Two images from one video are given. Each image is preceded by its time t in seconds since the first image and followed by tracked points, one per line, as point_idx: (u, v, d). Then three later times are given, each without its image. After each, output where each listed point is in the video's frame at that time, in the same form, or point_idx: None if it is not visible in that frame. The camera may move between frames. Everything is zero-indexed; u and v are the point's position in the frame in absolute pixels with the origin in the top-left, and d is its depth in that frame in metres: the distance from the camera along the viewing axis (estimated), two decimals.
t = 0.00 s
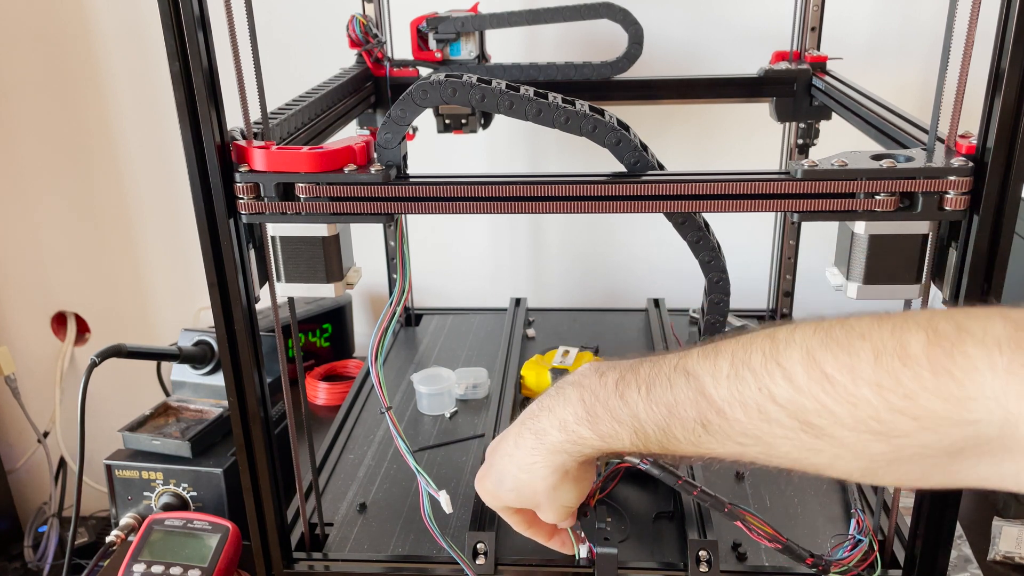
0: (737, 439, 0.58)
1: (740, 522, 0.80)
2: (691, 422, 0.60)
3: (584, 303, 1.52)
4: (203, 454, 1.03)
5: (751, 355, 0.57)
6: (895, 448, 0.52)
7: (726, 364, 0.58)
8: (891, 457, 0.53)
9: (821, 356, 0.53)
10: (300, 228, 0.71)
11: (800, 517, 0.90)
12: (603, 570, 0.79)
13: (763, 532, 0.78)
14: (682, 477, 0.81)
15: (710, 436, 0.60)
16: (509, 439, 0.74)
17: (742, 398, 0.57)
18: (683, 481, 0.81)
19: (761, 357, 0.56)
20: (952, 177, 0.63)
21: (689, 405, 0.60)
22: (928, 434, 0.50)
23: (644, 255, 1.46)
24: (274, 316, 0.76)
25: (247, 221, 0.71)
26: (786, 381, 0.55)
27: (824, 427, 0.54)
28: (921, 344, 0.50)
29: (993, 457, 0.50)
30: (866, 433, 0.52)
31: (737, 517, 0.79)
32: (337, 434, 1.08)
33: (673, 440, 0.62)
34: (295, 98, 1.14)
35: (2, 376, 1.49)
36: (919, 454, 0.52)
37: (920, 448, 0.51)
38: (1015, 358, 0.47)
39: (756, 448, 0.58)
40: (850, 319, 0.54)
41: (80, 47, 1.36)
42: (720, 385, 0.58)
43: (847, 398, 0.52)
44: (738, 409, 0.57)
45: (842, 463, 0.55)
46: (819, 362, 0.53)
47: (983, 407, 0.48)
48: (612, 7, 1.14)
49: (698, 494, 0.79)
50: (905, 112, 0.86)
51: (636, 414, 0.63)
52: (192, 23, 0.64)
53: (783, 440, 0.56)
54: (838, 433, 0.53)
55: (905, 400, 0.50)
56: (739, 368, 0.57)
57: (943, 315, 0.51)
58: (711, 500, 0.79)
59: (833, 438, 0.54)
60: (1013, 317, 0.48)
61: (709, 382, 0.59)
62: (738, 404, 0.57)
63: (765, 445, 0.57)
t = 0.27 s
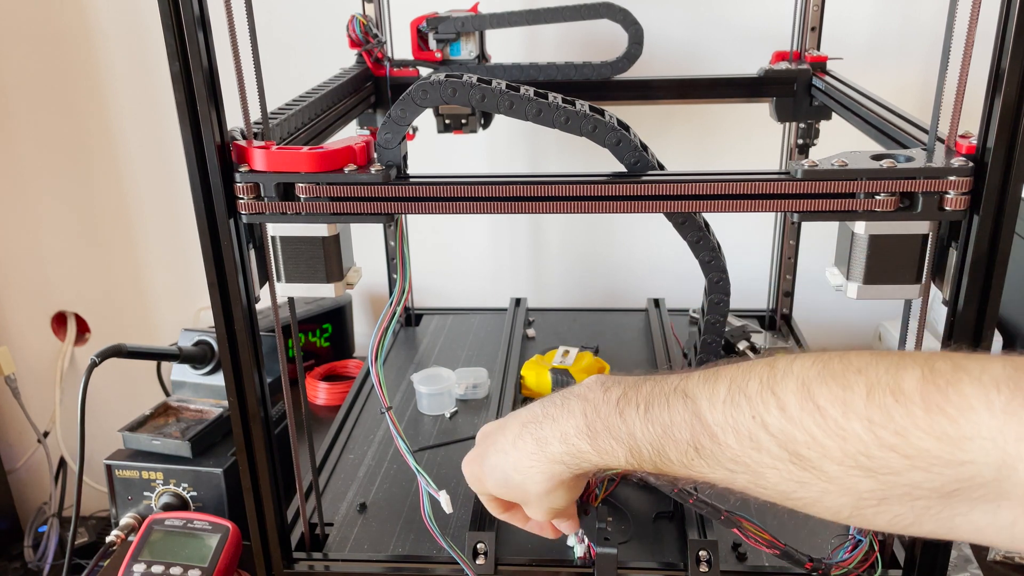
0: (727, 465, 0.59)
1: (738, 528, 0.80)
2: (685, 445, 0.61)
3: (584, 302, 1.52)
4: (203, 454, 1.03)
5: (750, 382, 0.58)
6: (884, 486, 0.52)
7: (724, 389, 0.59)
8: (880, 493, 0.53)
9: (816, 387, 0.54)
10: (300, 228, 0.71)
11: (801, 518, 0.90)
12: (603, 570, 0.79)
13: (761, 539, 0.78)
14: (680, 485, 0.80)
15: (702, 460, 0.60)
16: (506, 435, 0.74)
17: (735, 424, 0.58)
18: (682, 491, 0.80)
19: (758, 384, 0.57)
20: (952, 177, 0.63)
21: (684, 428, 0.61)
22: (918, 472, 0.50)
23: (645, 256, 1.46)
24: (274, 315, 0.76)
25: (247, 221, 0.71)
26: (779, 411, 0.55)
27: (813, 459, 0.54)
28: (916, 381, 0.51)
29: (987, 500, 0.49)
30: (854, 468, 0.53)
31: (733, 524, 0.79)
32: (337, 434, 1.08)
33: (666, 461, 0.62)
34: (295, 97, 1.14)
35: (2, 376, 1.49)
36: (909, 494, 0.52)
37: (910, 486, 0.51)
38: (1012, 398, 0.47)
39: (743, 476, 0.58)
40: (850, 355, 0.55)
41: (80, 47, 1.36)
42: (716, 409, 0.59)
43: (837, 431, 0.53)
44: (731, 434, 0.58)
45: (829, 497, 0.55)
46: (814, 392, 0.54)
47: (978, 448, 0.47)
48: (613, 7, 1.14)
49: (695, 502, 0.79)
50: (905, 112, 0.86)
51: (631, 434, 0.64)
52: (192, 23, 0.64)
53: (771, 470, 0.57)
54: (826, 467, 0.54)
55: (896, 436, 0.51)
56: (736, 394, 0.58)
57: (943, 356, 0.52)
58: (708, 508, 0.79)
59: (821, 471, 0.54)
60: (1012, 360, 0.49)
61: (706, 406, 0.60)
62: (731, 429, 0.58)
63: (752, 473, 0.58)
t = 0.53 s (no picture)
0: (720, 443, 0.58)
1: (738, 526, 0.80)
2: (678, 421, 0.60)
3: (584, 302, 1.52)
4: (203, 454, 1.03)
5: (747, 360, 0.57)
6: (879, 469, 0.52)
7: (721, 367, 0.58)
8: (874, 475, 0.53)
9: (814, 368, 0.53)
10: (300, 228, 0.71)
11: (801, 518, 0.90)
12: (603, 570, 0.79)
13: (761, 537, 0.78)
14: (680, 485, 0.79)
15: (695, 437, 0.59)
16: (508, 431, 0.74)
17: (731, 402, 0.57)
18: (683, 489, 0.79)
19: (756, 363, 0.56)
20: (952, 177, 0.63)
21: (678, 404, 0.60)
22: (914, 458, 0.50)
23: (645, 256, 1.46)
24: (274, 315, 0.76)
25: (247, 221, 0.71)
26: (775, 391, 0.55)
27: (809, 441, 0.54)
28: (914, 367, 0.50)
29: (983, 489, 0.49)
30: (849, 452, 0.52)
31: (734, 521, 0.79)
32: (337, 434, 1.08)
33: (659, 436, 0.61)
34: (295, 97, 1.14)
35: (2, 376, 1.49)
36: (905, 478, 0.52)
37: (906, 471, 0.51)
38: (1010, 387, 0.47)
39: (736, 457, 0.58)
40: (849, 339, 0.55)
41: (81, 47, 1.36)
42: (712, 386, 0.58)
43: (833, 413, 0.52)
44: (725, 412, 0.57)
45: (823, 479, 0.55)
46: (811, 374, 0.53)
47: (975, 437, 0.47)
48: (612, 7, 1.14)
49: (695, 500, 0.79)
50: (905, 112, 0.86)
51: (626, 408, 0.63)
52: (192, 23, 0.64)
53: (764, 450, 0.56)
54: (821, 449, 0.53)
55: (893, 423, 0.50)
56: (733, 372, 0.57)
57: (941, 344, 0.51)
58: (708, 506, 0.78)
59: (817, 454, 0.54)
60: (1011, 349, 0.49)
61: (702, 382, 0.59)
62: (726, 407, 0.57)
63: (745, 453, 0.57)
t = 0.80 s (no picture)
0: (733, 410, 0.59)
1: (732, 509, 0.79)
2: (690, 389, 0.61)
3: (584, 302, 1.52)
4: (203, 454, 1.03)
5: (762, 328, 0.58)
6: (896, 432, 0.53)
7: (734, 334, 0.60)
8: (891, 438, 0.54)
9: (831, 332, 0.55)
10: (300, 228, 0.71)
11: (801, 517, 0.90)
12: (603, 570, 0.79)
13: (754, 521, 0.78)
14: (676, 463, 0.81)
15: (707, 404, 0.60)
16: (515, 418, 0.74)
17: (744, 368, 0.58)
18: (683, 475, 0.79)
19: (771, 329, 0.58)
20: (952, 177, 0.63)
21: (690, 370, 0.61)
22: (933, 419, 0.51)
23: (645, 257, 1.46)
24: (274, 316, 0.76)
25: (247, 221, 0.71)
26: (792, 354, 0.56)
27: (825, 404, 0.55)
28: (935, 329, 0.51)
29: (996, 451, 0.51)
30: (867, 413, 0.54)
31: (728, 504, 0.78)
32: (337, 434, 1.08)
33: (668, 404, 0.62)
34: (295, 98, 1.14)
35: (2, 376, 1.49)
36: (920, 440, 0.53)
37: (922, 433, 0.52)
38: None
39: (751, 422, 0.59)
40: (866, 306, 0.56)
41: (81, 47, 1.36)
42: (725, 353, 0.59)
43: (851, 375, 0.53)
44: (738, 377, 0.58)
45: (838, 441, 0.56)
46: (829, 337, 0.55)
47: (994, 398, 0.48)
48: (613, 6, 1.14)
49: (690, 477, 0.79)
50: (905, 111, 0.87)
51: (637, 376, 0.64)
52: (192, 23, 0.64)
53: (780, 414, 0.57)
54: (839, 411, 0.55)
55: (913, 383, 0.51)
56: (747, 339, 0.59)
57: (961, 308, 0.52)
58: (702, 484, 0.79)
59: (835, 417, 0.55)
60: None
61: (715, 350, 0.60)
62: (740, 371, 0.58)
63: (760, 419, 0.59)
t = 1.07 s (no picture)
0: (771, 422, 0.58)
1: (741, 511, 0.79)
2: (725, 404, 0.59)
3: (584, 302, 1.52)
4: (203, 454, 1.03)
5: (793, 339, 0.56)
6: (937, 437, 0.52)
7: (766, 346, 0.57)
8: (931, 445, 0.53)
9: (865, 340, 0.52)
10: (300, 228, 0.71)
11: (801, 517, 0.90)
12: (603, 570, 0.79)
13: (766, 523, 0.77)
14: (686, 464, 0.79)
15: (744, 418, 0.59)
16: (530, 412, 0.72)
17: (781, 382, 0.56)
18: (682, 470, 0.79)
19: (802, 340, 0.55)
20: (952, 177, 0.63)
21: (725, 385, 0.59)
22: (971, 423, 0.50)
23: (645, 256, 1.46)
24: (274, 316, 0.76)
25: (247, 221, 0.71)
26: (827, 363, 0.54)
27: (862, 411, 0.53)
28: (969, 332, 0.49)
29: None
30: (906, 418, 0.52)
31: (738, 506, 0.78)
32: (337, 434, 1.08)
33: (705, 420, 0.61)
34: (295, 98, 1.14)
35: (2, 376, 1.49)
36: (960, 444, 0.51)
37: (960, 437, 0.51)
38: None
39: (788, 433, 0.58)
40: (896, 308, 0.54)
41: (81, 47, 1.36)
42: (759, 366, 0.57)
43: (890, 383, 0.51)
44: (776, 392, 0.56)
45: (877, 449, 0.55)
46: (863, 346, 0.52)
47: None
48: (613, 7, 1.14)
49: (701, 480, 0.77)
50: (905, 112, 0.86)
51: (669, 393, 0.62)
52: (192, 23, 0.64)
53: (819, 425, 0.56)
54: (878, 417, 0.53)
55: (950, 387, 0.50)
56: (780, 351, 0.56)
57: (994, 307, 0.50)
58: (713, 486, 0.78)
59: (874, 424, 0.53)
60: None
61: (748, 364, 0.58)
62: (777, 385, 0.56)
63: (798, 429, 0.57)
